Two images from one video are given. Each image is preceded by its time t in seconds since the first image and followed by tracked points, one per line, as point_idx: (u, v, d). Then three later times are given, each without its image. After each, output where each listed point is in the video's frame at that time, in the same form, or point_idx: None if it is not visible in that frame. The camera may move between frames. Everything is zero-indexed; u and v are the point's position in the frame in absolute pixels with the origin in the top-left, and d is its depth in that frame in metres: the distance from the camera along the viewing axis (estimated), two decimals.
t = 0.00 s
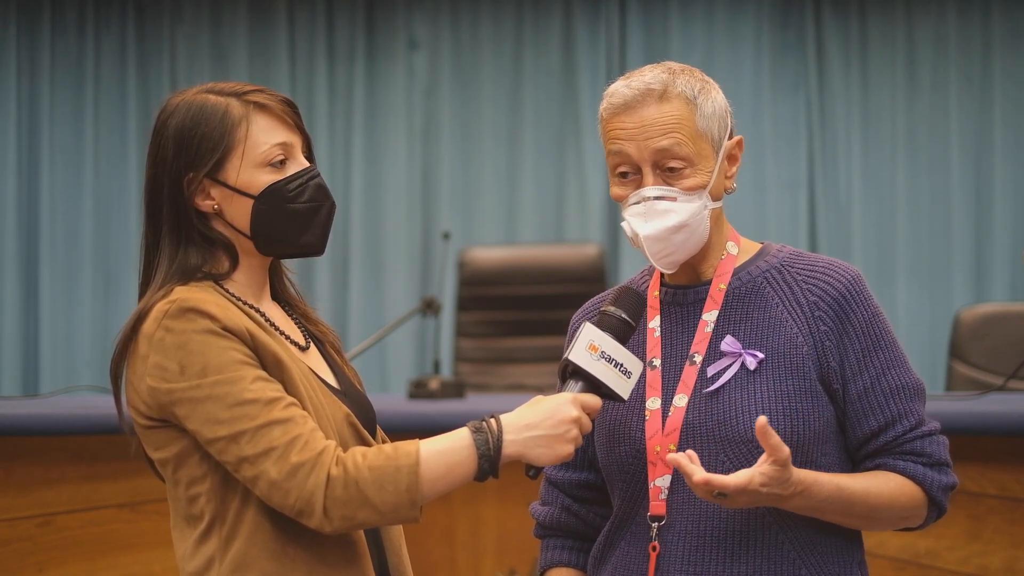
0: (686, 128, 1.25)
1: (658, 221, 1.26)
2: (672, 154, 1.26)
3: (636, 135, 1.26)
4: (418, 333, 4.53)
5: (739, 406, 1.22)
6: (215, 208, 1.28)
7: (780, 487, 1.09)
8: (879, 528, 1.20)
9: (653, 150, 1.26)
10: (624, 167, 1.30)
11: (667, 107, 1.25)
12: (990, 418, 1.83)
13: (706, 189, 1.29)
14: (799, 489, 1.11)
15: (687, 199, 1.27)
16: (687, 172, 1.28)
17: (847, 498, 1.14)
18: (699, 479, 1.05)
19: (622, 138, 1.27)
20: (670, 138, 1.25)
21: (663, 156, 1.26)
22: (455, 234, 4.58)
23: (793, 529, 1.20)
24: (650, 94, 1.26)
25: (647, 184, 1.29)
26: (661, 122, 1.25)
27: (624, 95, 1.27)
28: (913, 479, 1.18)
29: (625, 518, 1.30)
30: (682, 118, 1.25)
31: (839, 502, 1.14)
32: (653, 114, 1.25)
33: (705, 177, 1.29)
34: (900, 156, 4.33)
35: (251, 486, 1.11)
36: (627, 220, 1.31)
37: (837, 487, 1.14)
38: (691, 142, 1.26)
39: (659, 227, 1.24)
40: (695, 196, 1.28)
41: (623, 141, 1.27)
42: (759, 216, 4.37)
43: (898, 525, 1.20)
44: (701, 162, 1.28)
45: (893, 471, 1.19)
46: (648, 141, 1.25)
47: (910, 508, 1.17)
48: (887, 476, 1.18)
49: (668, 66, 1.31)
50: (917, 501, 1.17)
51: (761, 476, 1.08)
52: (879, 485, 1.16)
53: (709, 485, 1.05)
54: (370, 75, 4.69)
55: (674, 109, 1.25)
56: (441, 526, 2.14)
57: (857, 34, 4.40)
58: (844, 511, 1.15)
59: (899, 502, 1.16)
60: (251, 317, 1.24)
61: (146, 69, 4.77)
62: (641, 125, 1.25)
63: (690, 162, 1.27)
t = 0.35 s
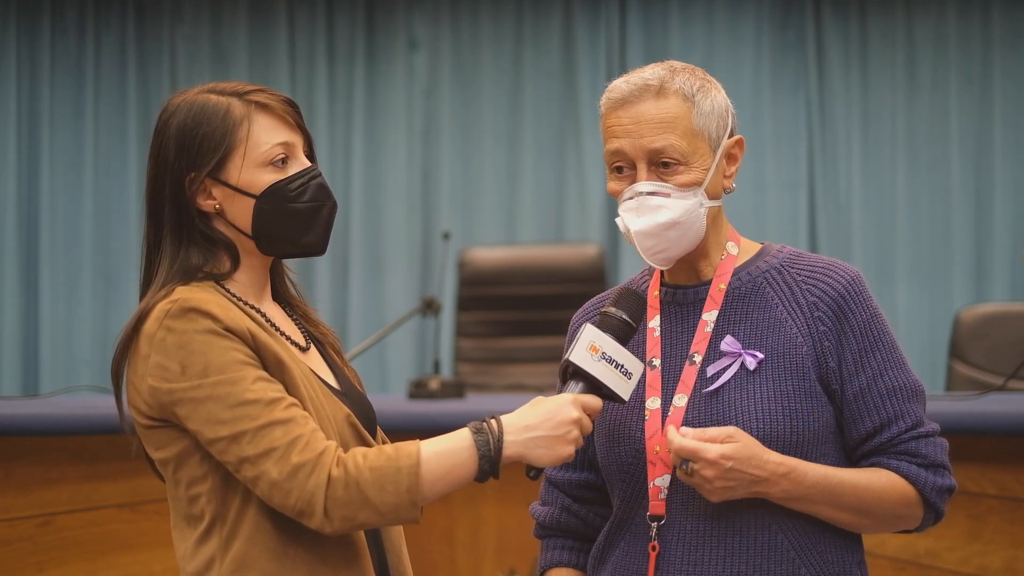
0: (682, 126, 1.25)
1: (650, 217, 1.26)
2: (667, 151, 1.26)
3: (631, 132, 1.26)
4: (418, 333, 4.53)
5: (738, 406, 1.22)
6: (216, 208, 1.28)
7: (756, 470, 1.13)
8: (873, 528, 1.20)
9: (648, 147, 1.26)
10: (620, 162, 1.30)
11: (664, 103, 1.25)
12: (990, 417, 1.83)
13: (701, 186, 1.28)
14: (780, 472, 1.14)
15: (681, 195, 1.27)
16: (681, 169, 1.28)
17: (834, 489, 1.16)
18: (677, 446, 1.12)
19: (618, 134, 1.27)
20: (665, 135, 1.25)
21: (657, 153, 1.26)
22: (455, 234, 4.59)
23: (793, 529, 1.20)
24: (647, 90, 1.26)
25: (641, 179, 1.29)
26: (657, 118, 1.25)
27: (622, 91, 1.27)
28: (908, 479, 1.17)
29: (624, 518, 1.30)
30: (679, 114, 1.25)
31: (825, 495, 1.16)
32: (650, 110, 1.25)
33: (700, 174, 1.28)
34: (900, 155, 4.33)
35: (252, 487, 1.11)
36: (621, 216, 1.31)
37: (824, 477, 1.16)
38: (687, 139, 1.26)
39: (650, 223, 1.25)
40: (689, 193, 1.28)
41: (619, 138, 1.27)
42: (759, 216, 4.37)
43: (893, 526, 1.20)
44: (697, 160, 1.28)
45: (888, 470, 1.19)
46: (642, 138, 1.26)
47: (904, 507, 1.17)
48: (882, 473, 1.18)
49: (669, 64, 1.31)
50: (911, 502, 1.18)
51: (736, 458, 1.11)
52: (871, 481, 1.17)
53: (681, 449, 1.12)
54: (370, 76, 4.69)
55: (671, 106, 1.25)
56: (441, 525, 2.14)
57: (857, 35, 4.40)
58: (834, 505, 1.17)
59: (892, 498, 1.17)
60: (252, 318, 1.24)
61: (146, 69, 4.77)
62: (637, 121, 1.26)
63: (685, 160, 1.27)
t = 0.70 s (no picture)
0: (683, 128, 1.25)
1: (649, 220, 1.26)
2: (666, 154, 1.26)
3: (631, 135, 1.26)
4: (418, 333, 4.53)
5: (741, 406, 1.22)
6: (214, 208, 1.28)
7: (778, 466, 1.11)
8: (879, 526, 1.20)
9: (646, 150, 1.26)
10: (619, 165, 1.30)
11: (663, 106, 1.25)
12: (991, 417, 1.83)
13: (700, 189, 1.28)
14: (798, 470, 1.12)
15: (680, 198, 1.27)
16: (680, 172, 1.28)
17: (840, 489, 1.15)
18: (708, 426, 1.08)
19: (617, 137, 1.27)
20: (664, 138, 1.25)
21: (656, 155, 1.26)
22: (455, 234, 4.58)
23: (794, 528, 1.20)
24: (646, 93, 1.26)
25: (640, 182, 1.29)
26: (656, 121, 1.25)
27: (621, 93, 1.27)
28: (914, 476, 1.18)
29: (625, 517, 1.30)
30: (677, 117, 1.25)
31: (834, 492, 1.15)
32: (648, 113, 1.25)
33: (699, 176, 1.28)
34: (900, 155, 4.32)
35: (250, 486, 1.11)
36: (620, 218, 1.31)
37: (838, 475, 1.15)
38: (686, 142, 1.26)
39: (649, 225, 1.25)
40: (688, 196, 1.28)
41: (618, 140, 1.27)
42: (759, 216, 4.37)
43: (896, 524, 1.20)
44: (696, 162, 1.28)
45: (894, 468, 1.19)
46: (642, 141, 1.26)
47: (910, 505, 1.17)
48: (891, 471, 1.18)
49: (668, 66, 1.31)
50: (916, 500, 1.18)
51: (762, 453, 1.09)
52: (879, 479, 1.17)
53: (712, 432, 1.08)
54: (370, 76, 4.69)
55: (669, 109, 1.25)
56: (442, 525, 2.14)
57: (857, 35, 4.40)
58: (843, 501, 1.16)
59: (898, 498, 1.17)
60: (250, 317, 1.24)
61: (146, 69, 4.77)
62: (636, 124, 1.25)
63: (683, 163, 1.27)
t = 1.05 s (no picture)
0: (684, 127, 1.25)
1: (652, 218, 1.26)
2: (667, 152, 1.26)
3: (632, 133, 1.26)
4: (418, 333, 4.53)
5: (741, 406, 1.22)
6: (211, 208, 1.28)
7: (769, 472, 1.11)
8: (877, 527, 1.20)
9: (649, 148, 1.26)
10: (621, 164, 1.30)
11: (664, 105, 1.25)
12: (991, 417, 1.83)
13: (701, 187, 1.28)
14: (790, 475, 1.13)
15: (682, 197, 1.27)
16: (682, 171, 1.28)
17: (838, 491, 1.15)
18: (700, 440, 1.09)
19: (619, 135, 1.27)
20: (666, 137, 1.25)
21: (659, 153, 1.26)
22: (455, 234, 4.58)
23: (793, 528, 1.20)
24: (648, 92, 1.26)
25: (641, 180, 1.28)
26: (658, 120, 1.25)
27: (622, 92, 1.27)
28: (910, 478, 1.18)
29: (625, 517, 1.30)
30: (679, 116, 1.25)
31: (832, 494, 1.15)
32: (650, 112, 1.25)
33: (700, 175, 1.28)
34: (900, 155, 4.32)
35: (247, 487, 1.11)
36: (621, 216, 1.31)
37: (832, 479, 1.15)
38: (688, 140, 1.26)
39: (652, 223, 1.25)
40: (690, 194, 1.27)
41: (619, 138, 1.27)
42: (758, 216, 4.36)
43: (894, 526, 1.20)
44: (697, 161, 1.28)
45: (891, 470, 1.19)
46: (644, 139, 1.25)
47: (906, 506, 1.17)
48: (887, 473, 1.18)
49: (669, 66, 1.31)
50: (913, 501, 1.18)
51: (753, 463, 1.10)
52: (875, 482, 1.17)
53: (704, 444, 1.09)
54: (370, 76, 4.69)
55: (671, 108, 1.25)
56: (441, 525, 2.14)
57: (857, 35, 4.40)
58: (838, 506, 1.16)
59: (895, 499, 1.17)
60: (247, 318, 1.25)
61: (146, 70, 4.78)
62: (637, 122, 1.26)
63: (685, 161, 1.27)
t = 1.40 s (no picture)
0: (679, 125, 1.25)
1: (647, 214, 1.26)
2: (663, 148, 1.26)
3: (628, 132, 1.26)
4: (418, 333, 4.53)
5: (740, 405, 1.22)
6: (211, 208, 1.28)
7: (763, 456, 1.11)
8: (875, 525, 1.20)
9: (644, 145, 1.26)
10: (617, 161, 1.30)
11: (660, 103, 1.25)
12: (991, 417, 1.83)
13: (698, 184, 1.28)
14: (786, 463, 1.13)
15: (678, 193, 1.27)
16: (677, 168, 1.28)
17: (835, 486, 1.15)
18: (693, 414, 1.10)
19: (615, 134, 1.27)
20: (661, 135, 1.25)
21: (654, 150, 1.26)
22: (455, 234, 4.58)
23: (793, 527, 1.20)
24: (644, 90, 1.26)
25: (637, 178, 1.29)
26: (653, 117, 1.25)
27: (618, 90, 1.27)
28: (908, 477, 1.18)
29: (625, 516, 1.30)
30: (675, 113, 1.25)
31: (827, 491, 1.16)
32: (646, 109, 1.25)
33: (696, 172, 1.28)
34: (900, 155, 4.32)
35: (247, 486, 1.11)
36: (618, 214, 1.32)
37: (826, 471, 1.15)
38: (683, 137, 1.26)
39: (647, 219, 1.25)
40: (686, 191, 1.27)
41: (616, 136, 1.27)
42: (759, 216, 4.36)
43: (892, 525, 1.20)
44: (693, 158, 1.27)
45: (888, 468, 1.19)
46: (639, 137, 1.26)
47: (904, 505, 1.17)
48: (885, 469, 1.18)
49: (667, 65, 1.31)
50: (910, 500, 1.18)
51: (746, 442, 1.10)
52: (872, 476, 1.17)
53: (698, 421, 1.10)
54: (370, 76, 4.69)
55: (667, 105, 1.25)
56: (442, 525, 2.14)
57: (857, 35, 4.40)
58: (836, 498, 1.16)
59: (892, 496, 1.17)
60: (247, 317, 1.25)
61: (147, 70, 4.78)
62: (633, 120, 1.26)
63: (680, 159, 1.27)
